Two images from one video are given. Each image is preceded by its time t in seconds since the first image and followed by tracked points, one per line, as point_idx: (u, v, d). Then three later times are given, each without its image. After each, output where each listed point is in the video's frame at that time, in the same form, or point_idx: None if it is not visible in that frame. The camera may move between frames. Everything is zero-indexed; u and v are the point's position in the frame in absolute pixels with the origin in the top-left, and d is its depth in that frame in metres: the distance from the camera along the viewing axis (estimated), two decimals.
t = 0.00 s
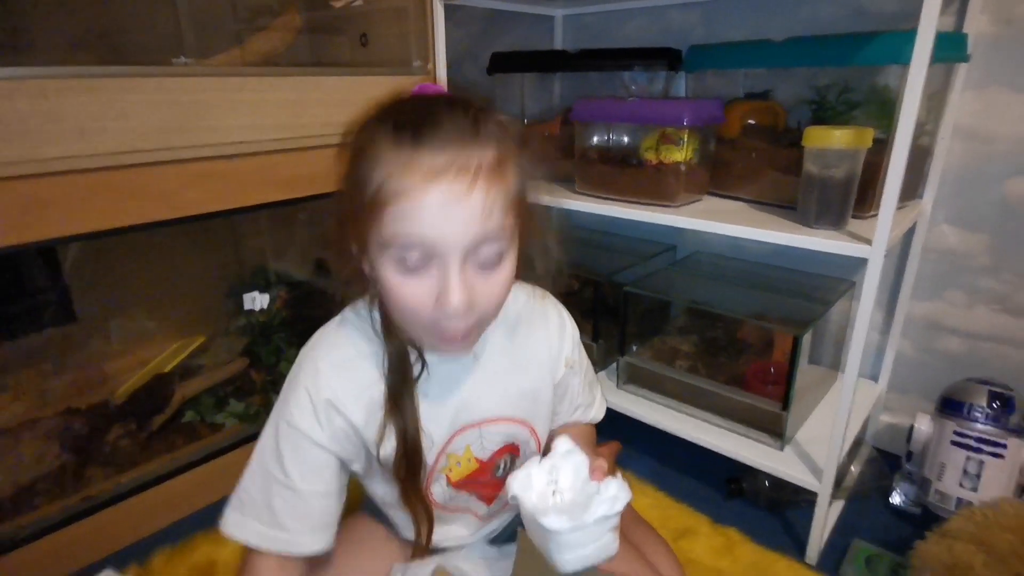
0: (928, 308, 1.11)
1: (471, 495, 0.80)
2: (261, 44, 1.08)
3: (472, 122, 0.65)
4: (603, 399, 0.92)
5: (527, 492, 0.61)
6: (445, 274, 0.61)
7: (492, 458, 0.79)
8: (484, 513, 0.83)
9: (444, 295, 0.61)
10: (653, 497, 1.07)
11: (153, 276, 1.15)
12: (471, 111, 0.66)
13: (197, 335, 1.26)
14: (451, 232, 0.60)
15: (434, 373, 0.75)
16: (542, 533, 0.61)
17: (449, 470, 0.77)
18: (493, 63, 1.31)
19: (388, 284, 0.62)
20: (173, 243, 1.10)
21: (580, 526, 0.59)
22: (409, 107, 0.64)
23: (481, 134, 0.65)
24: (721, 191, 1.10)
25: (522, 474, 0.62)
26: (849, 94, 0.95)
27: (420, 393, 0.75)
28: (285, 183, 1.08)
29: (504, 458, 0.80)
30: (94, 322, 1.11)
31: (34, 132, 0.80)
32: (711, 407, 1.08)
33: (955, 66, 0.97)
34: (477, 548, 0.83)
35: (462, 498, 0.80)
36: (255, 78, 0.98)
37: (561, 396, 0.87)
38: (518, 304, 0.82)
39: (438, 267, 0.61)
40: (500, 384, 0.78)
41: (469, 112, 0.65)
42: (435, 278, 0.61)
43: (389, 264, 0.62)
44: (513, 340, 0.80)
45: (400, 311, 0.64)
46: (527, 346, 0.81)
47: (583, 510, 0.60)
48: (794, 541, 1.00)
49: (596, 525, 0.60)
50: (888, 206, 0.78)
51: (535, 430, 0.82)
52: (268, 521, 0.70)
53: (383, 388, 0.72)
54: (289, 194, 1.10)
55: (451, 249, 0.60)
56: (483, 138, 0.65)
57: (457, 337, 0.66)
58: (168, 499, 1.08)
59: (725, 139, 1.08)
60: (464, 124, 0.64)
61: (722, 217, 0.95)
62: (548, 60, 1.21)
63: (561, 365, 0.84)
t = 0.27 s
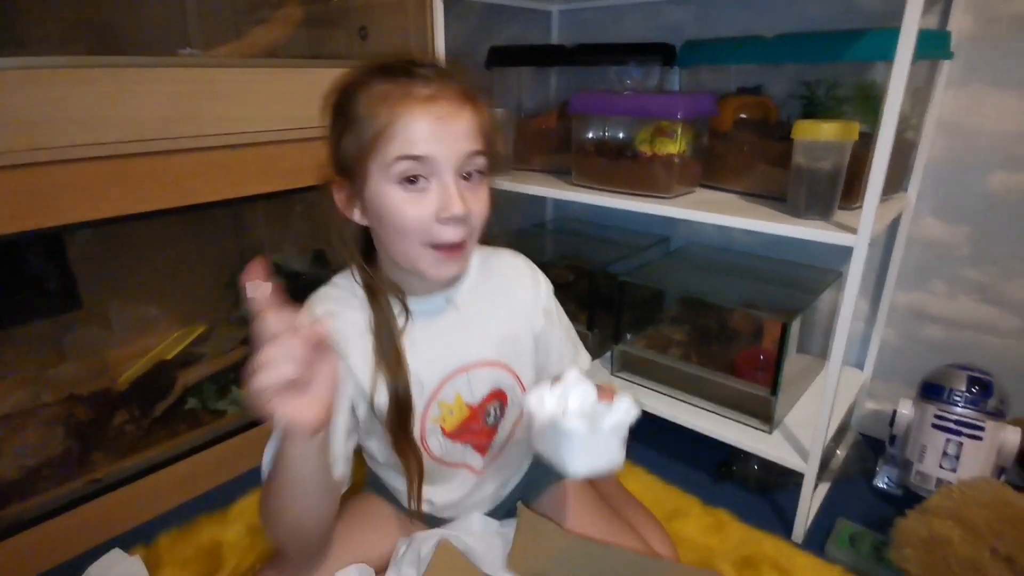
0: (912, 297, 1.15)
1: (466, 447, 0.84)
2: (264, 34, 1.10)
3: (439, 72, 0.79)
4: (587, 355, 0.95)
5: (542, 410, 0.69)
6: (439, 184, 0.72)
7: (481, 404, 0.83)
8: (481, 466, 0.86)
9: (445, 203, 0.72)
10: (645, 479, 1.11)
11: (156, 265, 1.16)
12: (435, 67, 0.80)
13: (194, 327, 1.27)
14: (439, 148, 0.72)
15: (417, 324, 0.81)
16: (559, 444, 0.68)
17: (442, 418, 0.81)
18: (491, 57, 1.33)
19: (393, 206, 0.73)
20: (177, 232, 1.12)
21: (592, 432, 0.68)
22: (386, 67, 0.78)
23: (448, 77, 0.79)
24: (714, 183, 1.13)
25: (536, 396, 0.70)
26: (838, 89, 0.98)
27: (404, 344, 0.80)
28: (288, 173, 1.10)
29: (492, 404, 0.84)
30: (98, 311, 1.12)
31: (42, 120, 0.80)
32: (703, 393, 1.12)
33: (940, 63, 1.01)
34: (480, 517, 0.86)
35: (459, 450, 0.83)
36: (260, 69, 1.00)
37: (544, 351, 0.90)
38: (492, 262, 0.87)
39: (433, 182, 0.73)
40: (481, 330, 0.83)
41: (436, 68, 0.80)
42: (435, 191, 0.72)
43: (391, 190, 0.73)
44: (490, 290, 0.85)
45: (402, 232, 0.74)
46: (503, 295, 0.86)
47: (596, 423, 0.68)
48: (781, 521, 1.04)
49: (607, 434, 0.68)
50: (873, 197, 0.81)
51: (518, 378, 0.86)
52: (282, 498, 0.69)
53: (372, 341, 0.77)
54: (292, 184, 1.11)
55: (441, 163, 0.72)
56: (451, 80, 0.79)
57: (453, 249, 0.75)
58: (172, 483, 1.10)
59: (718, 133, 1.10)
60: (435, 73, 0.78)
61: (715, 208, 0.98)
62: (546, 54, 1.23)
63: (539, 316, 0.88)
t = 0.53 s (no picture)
0: (904, 291, 1.18)
1: (460, 412, 0.88)
2: (272, 33, 1.13)
3: (438, 62, 0.83)
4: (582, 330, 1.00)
5: (585, 374, 0.72)
6: (445, 157, 0.75)
7: (475, 370, 0.87)
8: (475, 434, 0.90)
9: (450, 174, 0.74)
10: (645, 467, 1.14)
11: (167, 258, 1.19)
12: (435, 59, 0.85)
13: (203, 318, 1.29)
14: (444, 123, 0.75)
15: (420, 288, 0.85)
16: (603, 404, 0.71)
17: (437, 382, 0.86)
18: (495, 55, 1.37)
19: (399, 175, 0.75)
20: (187, 226, 1.15)
21: (640, 393, 0.71)
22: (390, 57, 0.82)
23: (447, 67, 0.83)
24: (712, 179, 1.16)
25: (578, 361, 0.73)
26: (833, 88, 1.01)
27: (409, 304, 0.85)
28: (297, 168, 1.12)
29: (485, 371, 0.87)
30: (109, 303, 1.14)
31: (59, 116, 0.83)
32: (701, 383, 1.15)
33: (931, 63, 1.04)
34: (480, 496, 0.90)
35: (452, 416, 0.87)
36: (269, 66, 1.02)
37: (540, 326, 0.95)
38: (491, 240, 0.92)
39: (438, 154, 0.75)
40: (476, 300, 0.87)
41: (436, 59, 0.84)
42: (441, 162, 0.75)
43: (399, 162, 0.75)
44: (488, 264, 0.89)
45: (408, 203, 0.76)
46: (498, 267, 0.90)
47: (638, 378, 0.71)
48: (777, 508, 1.07)
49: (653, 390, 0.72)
50: (865, 191, 0.84)
51: (512, 349, 0.90)
52: (299, 419, 0.73)
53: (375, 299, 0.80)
54: (300, 178, 1.14)
55: (446, 137, 0.75)
56: (451, 70, 0.83)
57: (456, 219, 0.78)
58: (183, 471, 1.12)
59: (716, 130, 1.13)
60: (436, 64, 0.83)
61: (713, 203, 1.01)
62: (548, 53, 1.27)
63: (535, 291, 0.93)
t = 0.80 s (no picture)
0: (898, 289, 1.20)
1: (460, 398, 0.91)
2: (275, 34, 1.14)
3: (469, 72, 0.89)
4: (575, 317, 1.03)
5: (586, 339, 0.75)
6: (470, 166, 0.83)
7: (474, 356, 0.90)
8: (475, 419, 0.92)
9: (473, 181, 0.82)
10: (643, 463, 1.15)
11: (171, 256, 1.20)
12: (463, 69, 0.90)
13: (207, 316, 1.30)
14: (474, 136, 0.82)
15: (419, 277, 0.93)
16: (612, 358, 0.74)
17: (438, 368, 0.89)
18: (495, 56, 1.38)
19: (428, 176, 0.81)
20: (191, 223, 1.16)
21: (644, 337, 0.74)
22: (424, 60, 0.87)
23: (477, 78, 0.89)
24: (710, 179, 1.17)
25: (577, 330, 0.77)
26: (828, 89, 1.02)
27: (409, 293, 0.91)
28: (299, 167, 1.14)
29: (484, 357, 0.91)
30: (115, 300, 1.16)
31: (67, 115, 0.84)
32: (697, 380, 1.16)
33: (925, 65, 1.05)
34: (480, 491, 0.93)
35: (453, 401, 0.91)
36: (272, 67, 1.04)
37: (535, 313, 0.98)
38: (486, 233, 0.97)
39: (465, 162, 0.82)
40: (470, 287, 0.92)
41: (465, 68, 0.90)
42: (467, 170, 0.82)
43: (428, 165, 0.81)
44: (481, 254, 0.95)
45: (429, 203, 0.82)
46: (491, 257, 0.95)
47: (638, 325, 0.75)
48: (772, 502, 1.09)
49: (655, 333, 0.75)
50: (859, 191, 0.86)
51: (507, 334, 0.94)
52: (356, 416, 0.72)
53: (376, 291, 0.86)
54: (302, 177, 1.15)
55: (475, 150, 0.83)
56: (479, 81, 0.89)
57: (468, 221, 0.85)
58: (187, 466, 1.14)
59: (714, 130, 1.15)
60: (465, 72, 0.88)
61: (710, 202, 1.02)
62: (548, 54, 1.28)
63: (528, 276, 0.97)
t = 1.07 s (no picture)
0: (900, 289, 1.19)
1: (462, 395, 0.90)
2: (273, 30, 1.13)
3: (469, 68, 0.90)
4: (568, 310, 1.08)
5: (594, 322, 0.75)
6: (478, 160, 0.84)
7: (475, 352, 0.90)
8: (476, 417, 0.91)
9: (480, 176, 0.84)
10: (642, 463, 1.15)
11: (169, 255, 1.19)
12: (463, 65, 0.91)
13: (204, 316, 1.29)
14: (481, 131, 0.84)
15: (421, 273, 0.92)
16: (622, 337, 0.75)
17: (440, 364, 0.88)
18: (494, 55, 1.38)
19: (439, 170, 0.82)
20: (190, 220, 1.15)
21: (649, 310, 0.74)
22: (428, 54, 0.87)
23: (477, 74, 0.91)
24: (711, 177, 1.17)
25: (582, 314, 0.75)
26: (829, 87, 1.01)
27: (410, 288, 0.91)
28: (298, 166, 1.13)
29: (484, 352, 0.91)
30: (112, 298, 1.15)
31: (65, 112, 0.84)
32: (696, 379, 1.16)
33: (926, 63, 1.05)
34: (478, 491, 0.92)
35: (455, 399, 0.90)
36: (270, 64, 1.03)
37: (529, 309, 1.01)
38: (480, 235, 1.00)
39: (474, 156, 0.84)
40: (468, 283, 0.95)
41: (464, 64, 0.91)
42: (474, 165, 0.84)
43: (439, 159, 0.82)
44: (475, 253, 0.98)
45: (438, 195, 0.83)
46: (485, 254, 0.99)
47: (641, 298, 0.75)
48: (772, 503, 1.08)
49: (658, 305, 0.75)
50: (860, 189, 0.85)
51: (506, 329, 0.96)
52: (401, 401, 0.74)
53: (379, 288, 0.86)
54: (299, 175, 1.15)
55: (482, 144, 0.84)
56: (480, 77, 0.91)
57: (470, 215, 0.87)
58: (184, 465, 1.13)
59: (714, 128, 1.14)
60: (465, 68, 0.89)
61: (711, 200, 1.02)
62: (549, 52, 1.27)
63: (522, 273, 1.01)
